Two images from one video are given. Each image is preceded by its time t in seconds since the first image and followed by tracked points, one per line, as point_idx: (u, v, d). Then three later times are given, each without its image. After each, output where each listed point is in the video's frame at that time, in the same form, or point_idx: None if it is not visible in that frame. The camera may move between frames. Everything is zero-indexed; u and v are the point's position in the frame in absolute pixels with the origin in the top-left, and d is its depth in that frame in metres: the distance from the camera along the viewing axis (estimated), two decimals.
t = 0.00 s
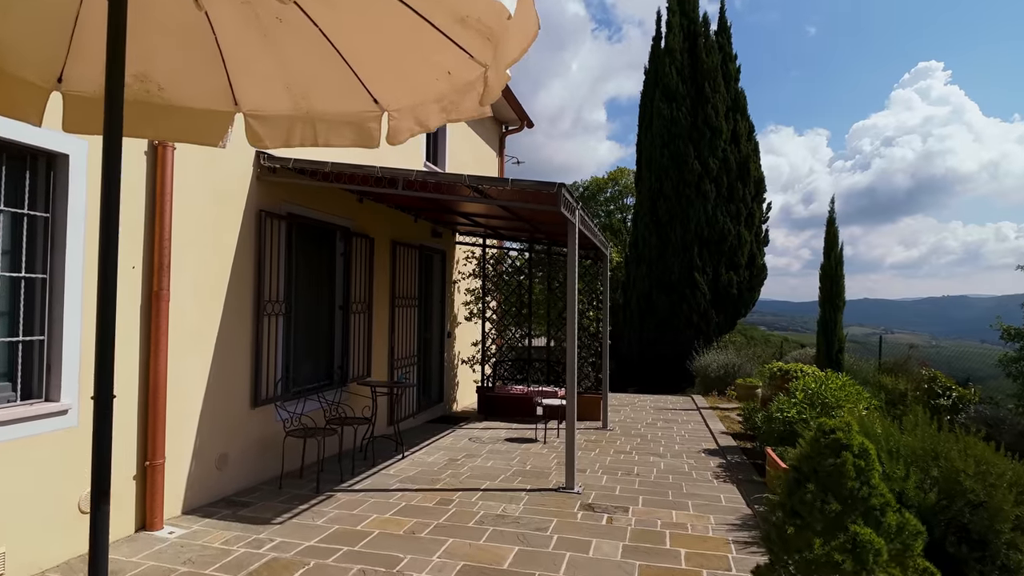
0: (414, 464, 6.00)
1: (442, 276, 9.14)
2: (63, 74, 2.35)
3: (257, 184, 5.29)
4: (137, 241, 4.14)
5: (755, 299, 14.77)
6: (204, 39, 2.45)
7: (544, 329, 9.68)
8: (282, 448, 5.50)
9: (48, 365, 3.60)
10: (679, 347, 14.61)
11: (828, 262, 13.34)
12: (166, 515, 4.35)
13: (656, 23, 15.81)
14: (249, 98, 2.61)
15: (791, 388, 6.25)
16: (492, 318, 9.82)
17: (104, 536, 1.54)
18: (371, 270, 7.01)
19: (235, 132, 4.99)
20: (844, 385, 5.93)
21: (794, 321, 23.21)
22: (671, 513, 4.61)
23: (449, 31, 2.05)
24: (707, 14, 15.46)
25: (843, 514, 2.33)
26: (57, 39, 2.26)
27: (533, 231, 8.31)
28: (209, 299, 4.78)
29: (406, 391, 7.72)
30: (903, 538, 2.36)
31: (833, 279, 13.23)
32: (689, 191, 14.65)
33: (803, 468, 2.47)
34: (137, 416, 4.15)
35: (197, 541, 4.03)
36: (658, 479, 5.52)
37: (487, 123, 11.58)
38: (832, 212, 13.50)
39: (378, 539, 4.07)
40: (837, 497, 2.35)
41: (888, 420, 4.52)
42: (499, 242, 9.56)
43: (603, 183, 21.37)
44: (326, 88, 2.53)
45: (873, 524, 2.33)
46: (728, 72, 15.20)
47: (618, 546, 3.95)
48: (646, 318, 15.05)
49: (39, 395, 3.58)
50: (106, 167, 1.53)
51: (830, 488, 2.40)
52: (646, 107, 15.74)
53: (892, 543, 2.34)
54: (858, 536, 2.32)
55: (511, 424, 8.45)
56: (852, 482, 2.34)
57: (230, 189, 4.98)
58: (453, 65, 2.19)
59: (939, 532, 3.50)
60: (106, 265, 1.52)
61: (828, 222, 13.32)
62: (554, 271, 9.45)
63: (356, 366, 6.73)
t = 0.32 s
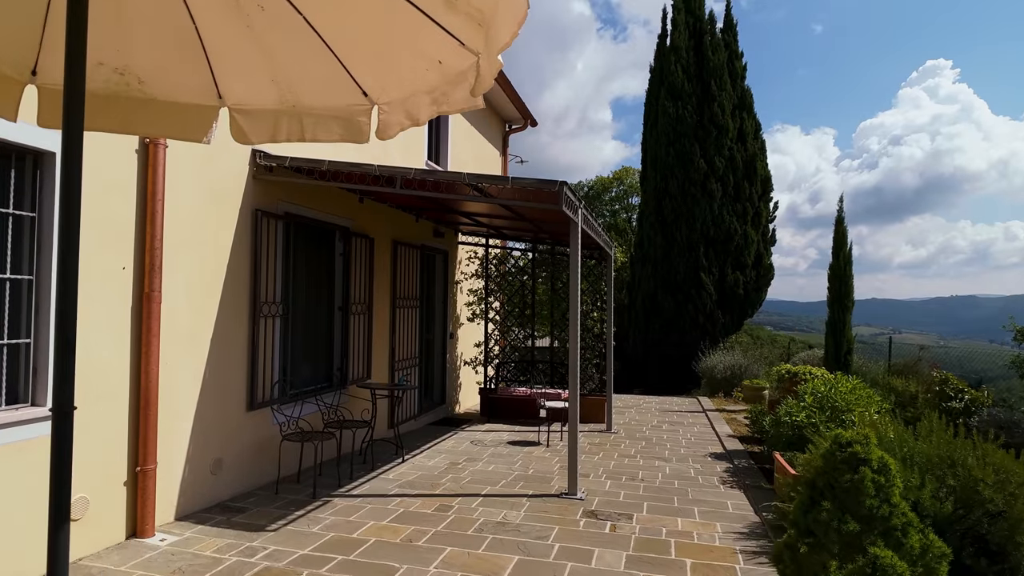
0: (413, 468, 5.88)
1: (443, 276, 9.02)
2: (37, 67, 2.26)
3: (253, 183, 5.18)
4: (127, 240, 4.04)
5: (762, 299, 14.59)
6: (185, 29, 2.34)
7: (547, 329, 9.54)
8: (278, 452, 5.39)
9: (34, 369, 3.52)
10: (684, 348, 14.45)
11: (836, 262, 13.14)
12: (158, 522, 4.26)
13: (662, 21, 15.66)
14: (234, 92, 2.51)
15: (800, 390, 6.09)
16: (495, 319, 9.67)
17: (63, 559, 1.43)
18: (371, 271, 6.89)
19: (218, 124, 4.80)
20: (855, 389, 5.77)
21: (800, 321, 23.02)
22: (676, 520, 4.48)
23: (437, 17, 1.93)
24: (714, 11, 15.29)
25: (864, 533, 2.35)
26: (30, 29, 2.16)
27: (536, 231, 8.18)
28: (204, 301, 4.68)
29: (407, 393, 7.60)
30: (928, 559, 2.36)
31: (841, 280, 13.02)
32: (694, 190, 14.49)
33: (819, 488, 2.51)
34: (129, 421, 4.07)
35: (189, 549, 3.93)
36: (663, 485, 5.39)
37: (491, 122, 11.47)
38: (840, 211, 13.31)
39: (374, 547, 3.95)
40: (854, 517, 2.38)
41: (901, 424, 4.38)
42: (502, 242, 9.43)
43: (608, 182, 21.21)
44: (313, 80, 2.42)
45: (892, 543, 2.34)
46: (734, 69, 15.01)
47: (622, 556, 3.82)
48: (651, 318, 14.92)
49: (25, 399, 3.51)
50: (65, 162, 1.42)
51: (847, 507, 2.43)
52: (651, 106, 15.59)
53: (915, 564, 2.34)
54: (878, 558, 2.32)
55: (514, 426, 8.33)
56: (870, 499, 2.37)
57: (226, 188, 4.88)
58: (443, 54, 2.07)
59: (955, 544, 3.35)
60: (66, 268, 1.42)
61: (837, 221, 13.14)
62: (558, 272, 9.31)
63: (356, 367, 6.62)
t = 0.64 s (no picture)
0: (415, 470, 5.76)
1: (447, 276, 8.90)
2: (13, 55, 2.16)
3: (250, 180, 5.09)
4: (120, 238, 3.94)
5: (771, 299, 14.40)
6: (167, 14, 2.24)
7: (552, 329, 9.41)
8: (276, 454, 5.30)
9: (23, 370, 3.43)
10: (692, 348, 14.28)
11: (847, 260, 12.93)
12: (152, 525, 4.17)
13: (668, 18, 15.50)
14: (219, 81, 2.40)
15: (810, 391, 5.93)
16: (500, 319, 9.54)
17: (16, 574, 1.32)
18: (373, 270, 6.78)
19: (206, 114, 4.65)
20: (869, 391, 5.61)
21: (810, 321, 22.78)
22: (682, 526, 4.34)
23: None
24: (722, 8, 15.11)
25: (889, 553, 2.30)
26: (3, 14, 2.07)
27: (541, 230, 8.04)
28: (199, 300, 4.58)
29: (410, 393, 7.49)
30: None
31: (852, 278, 12.82)
32: (702, 188, 14.31)
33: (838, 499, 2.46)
34: (121, 422, 3.97)
35: (181, 554, 3.83)
36: (670, 489, 5.25)
37: (495, 120, 11.34)
38: (851, 209, 13.12)
39: (371, 553, 3.84)
40: (877, 532, 2.32)
41: (918, 427, 4.22)
42: (507, 241, 9.30)
43: (615, 181, 21.07)
44: (300, 68, 2.32)
45: (921, 565, 2.30)
46: (743, 66, 14.81)
47: (627, 563, 3.70)
48: (659, 318, 14.77)
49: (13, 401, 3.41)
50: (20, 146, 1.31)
51: (869, 521, 2.38)
52: (659, 103, 15.43)
53: None
54: None
55: (518, 427, 8.20)
56: (894, 513, 2.32)
57: (223, 186, 4.78)
58: (434, 36, 1.95)
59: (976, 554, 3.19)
60: (19, 261, 1.30)
61: (848, 219, 12.94)
62: (563, 271, 9.17)
63: (357, 368, 6.51)
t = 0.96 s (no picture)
0: (416, 475, 5.62)
1: (452, 276, 8.77)
2: None
3: (248, 178, 4.98)
4: (111, 237, 3.85)
5: (782, 299, 14.15)
6: None
7: (559, 330, 9.25)
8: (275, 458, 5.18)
9: (9, 372, 3.35)
10: (702, 349, 14.06)
11: (861, 259, 12.66)
12: (144, 532, 4.05)
13: (677, 14, 15.28)
14: (199, 70, 2.29)
15: (824, 394, 5.75)
16: (506, 319, 9.36)
17: None
18: (375, 270, 6.66)
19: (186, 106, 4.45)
20: (886, 394, 5.42)
21: (821, 322, 22.45)
22: (692, 535, 4.17)
23: None
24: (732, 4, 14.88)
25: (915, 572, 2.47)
26: None
27: (547, 229, 7.88)
28: (195, 301, 4.48)
29: (414, 396, 7.36)
30: None
31: (867, 278, 12.57)
32: (713, 187, 14.10)
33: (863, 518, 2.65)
34: (112, 426, 3.88)
35: (173, 561, 3.72)
36: (679, 495, 5.08)
37: (501, 119, 11.20)
38: (865, 208, 12.87)
39: (367, 562, 3.70)
40: (904, 559, 2.49)
41: (938, 433, 4.04)
42: (513, 240, 9.16)
43: (624, 181, 20.86)
44: (281, 56, 2.21)
45: None
46: (754, 63, 14.57)
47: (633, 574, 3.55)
48: (668, 318, 14.57)
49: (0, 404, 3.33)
50: None
51: (896, 546, 2.54)
52: (668, 101, 15.23)
53: None
54: None
55: (524, 430, 8.06)
56: (924, 539, 2.47)
57: (219, 184, 4.69)
58: (418, 16, 1.86)
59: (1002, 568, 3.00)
60: None
61: (862, 218, 12.70)
62: (570, 271, 9.02)
63: (358, 370, 6.39)
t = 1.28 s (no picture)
0: (420, 480, 5.49)
1: (459, 277, 8.64)
2: None
3: (248, 177, 4.89)
4: (104, 238, 3.78)
5: (797, 300, 13.89)
6: None
7: (568, 331, 9.09)
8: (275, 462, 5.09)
9: None
10: (715, 351, 13.84)
11: (878, 259, 12.37)
12: (138, 539, 3.96)
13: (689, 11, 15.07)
14: (180, 62, 2.20)
15: (842, 398, 5.55)
16: (514, 321, 9.21)
17: None
18: (380, 270, 6.56)
19: (165, 101, 4.19)
20: (906, 399, 5.21)
21: (836, 323, 22.10)
22: (702, 546, 4.01)
23: None
24: None
25: None
26: None
27: (555, 228, 7.73)
28: (193, 302, 4.39)
29: (419, 398, 7.25)
30: None
31: (884, 278, 12.28)
32: (725, 186, 13.87)
33: (892, 548, 2.76)
34: (106, 431, 3.79)
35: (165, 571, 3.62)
36: (690, 503, 4.91)
37: (510, 118, 11.06)
38: (882, 207, 12.57)
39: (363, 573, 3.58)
40: None
41: (963, 442, 3.84)
42: (521, 240, 9.01)
43: (635, 180, 20.62)
44: (264, 46, 2.11)
45: None
46: (767, 60, 14.31)
47: None
48: (680, 319, 14.36)
49: None
50: None
51: None
52: (680, 99, 15.03)
53: None
54: None
55: (532, 433, 7.92)
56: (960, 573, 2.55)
57: (218, 183, 4.60)
58: None
59: None
60: None
61: (879, 216, 12.42)
62: (579, 272, 8.85)
63: (362, 372, 6.28)
